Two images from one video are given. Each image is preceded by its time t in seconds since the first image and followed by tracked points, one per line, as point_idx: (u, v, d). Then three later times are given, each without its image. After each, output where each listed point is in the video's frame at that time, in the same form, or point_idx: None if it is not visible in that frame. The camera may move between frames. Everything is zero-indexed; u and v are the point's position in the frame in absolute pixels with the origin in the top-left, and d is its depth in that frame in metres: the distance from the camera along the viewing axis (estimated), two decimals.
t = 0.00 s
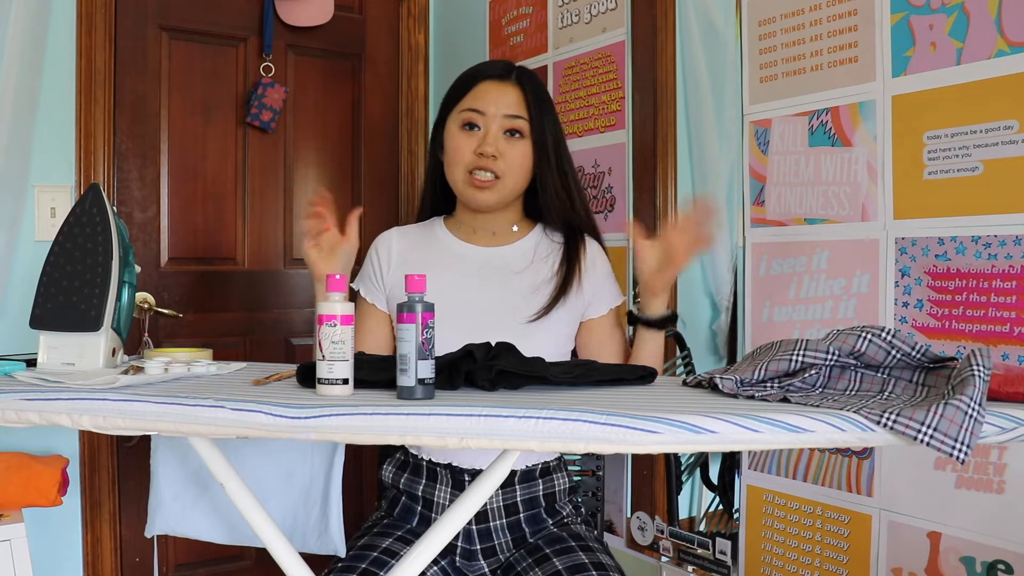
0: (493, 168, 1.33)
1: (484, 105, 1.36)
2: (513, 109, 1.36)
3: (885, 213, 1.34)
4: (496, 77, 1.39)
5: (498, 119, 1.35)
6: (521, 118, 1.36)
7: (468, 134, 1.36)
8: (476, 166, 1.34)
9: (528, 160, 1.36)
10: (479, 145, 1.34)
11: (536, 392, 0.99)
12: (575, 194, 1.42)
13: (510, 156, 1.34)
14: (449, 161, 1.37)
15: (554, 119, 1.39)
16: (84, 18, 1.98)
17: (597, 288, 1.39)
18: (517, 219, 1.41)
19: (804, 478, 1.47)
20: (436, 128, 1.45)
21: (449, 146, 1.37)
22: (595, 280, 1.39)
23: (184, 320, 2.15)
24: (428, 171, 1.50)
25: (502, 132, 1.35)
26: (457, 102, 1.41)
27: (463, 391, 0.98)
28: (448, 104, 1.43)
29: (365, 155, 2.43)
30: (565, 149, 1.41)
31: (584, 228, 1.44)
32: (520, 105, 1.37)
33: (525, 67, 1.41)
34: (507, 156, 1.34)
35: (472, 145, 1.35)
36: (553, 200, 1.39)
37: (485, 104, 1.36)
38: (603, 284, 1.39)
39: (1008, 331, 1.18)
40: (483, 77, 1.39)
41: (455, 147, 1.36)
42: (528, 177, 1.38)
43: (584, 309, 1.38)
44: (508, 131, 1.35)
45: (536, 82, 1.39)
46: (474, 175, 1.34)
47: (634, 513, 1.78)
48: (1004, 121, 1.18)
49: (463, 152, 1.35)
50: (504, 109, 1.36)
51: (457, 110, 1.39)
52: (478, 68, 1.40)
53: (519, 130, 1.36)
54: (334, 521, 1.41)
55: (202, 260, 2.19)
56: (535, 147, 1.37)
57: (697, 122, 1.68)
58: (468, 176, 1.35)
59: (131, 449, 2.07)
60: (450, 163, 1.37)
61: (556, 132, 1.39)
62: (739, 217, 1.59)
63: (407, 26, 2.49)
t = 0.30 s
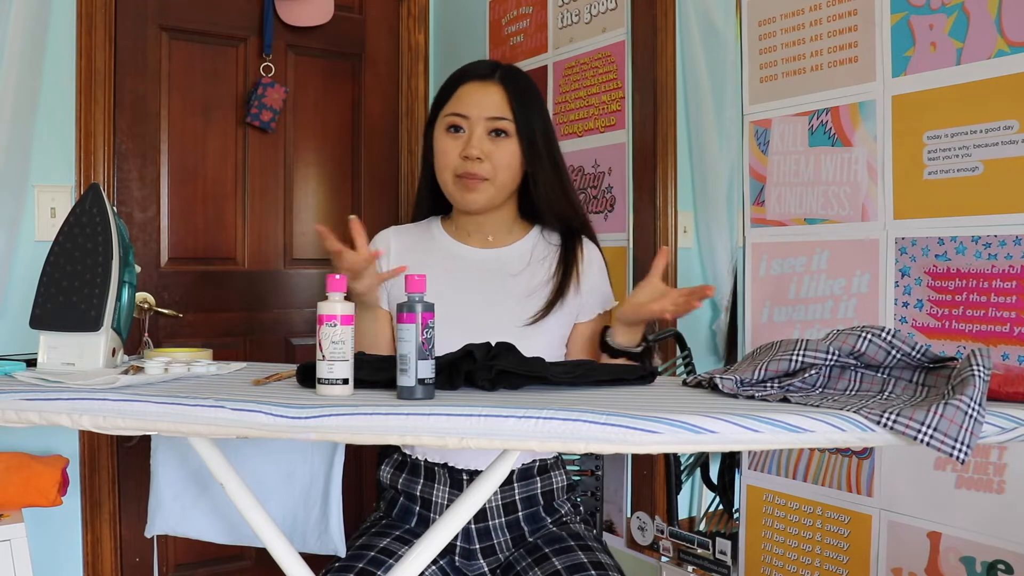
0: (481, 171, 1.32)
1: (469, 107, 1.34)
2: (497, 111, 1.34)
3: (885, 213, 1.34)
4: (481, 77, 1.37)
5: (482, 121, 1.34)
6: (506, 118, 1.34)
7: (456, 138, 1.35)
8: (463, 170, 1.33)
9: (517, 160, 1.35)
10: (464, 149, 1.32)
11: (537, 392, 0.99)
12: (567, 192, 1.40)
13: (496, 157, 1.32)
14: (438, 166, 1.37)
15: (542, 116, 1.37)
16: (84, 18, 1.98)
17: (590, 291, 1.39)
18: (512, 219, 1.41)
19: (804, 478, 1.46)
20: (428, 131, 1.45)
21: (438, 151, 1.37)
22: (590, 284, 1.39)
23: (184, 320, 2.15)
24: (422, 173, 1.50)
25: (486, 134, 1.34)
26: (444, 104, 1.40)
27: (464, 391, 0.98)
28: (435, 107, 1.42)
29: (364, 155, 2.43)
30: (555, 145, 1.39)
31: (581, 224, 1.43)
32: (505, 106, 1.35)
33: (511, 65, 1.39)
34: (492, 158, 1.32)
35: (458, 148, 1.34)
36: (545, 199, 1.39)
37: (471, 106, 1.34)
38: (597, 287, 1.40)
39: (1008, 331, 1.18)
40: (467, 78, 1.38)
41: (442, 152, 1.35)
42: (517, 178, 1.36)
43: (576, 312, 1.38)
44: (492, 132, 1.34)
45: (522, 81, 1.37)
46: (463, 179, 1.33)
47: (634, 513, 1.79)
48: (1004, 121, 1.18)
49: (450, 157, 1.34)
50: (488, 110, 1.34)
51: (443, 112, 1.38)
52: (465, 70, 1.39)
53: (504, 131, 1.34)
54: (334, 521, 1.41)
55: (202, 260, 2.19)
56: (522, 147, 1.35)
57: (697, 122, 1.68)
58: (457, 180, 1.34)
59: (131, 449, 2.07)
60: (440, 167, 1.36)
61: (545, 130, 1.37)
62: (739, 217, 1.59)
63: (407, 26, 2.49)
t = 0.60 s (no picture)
0: (474, 176, 1.33)
1: (460, 113, 1.35)
2: (489, 115, 1.35)
3: (885, 213, 1.34)
4: (473, 82, 1.37)
5: (474, 127, 1.35)
6: (498, 123, 1.35)
7: (448, 143, 1.37)
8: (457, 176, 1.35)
9: (512, 162, 1.35)
10: (457, 155, 1.34)
11: (537, 392, 0.99)
12: (565, 191, 1.40)
13: (490, 163, 1.34)
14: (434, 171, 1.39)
15: (536, 116, 1.37)
16: (84, 18, 1.98)
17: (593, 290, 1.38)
18: (510, 221, 1.41)
19: (804, 478, 1.46)
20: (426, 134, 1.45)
21: (433, 157, 1.39)
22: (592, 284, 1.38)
23: (184, 320, 2.15)
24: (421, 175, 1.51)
25: (479, 139, 1.34)
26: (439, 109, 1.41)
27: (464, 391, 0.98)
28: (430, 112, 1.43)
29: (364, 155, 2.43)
30: (550, 147, 1.39)
31: (583, 223, 1.42)
32: (498, 110, 1.35)
33: (504, 65, 1.39)
34: (485, 164, 1.33)
35: (452, 155, 1.36)
36: (544, 199, 1.38)
37: (462, 111, 1.35)
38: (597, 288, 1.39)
39: (1008, 331, 1.18)
40: (459, 82, 1.38)
41: (438, 158, 1.37)
42: (512, 181, 1.37)
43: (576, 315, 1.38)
44: (485, 137, 1.35)
45: (515, 84, 1.37)
46: (457, 184, 1.35)
47: (634, 513, 1.80)
48: (1004, 121, 1.19)
49: (444, 163, 1.36)
50: (480, 115, 1.35)
51: (437, 118, 1.40)
52: (457, 74, 1.39)
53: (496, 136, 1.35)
54: (334, 521, 1.41)
55: (202, 260, 2.19)
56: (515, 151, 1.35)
57: (697, 122, 1.68)
58: (452, 185, 1.36)
59: (131, 449, 2.07)
60: (435, 173, 1.39)
61: (540, 130, 1.37)
62: (739, 217, 1.59)
63: (407, 26, 2.49)
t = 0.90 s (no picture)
0: (483, 179, 1.33)
1: (469, 115, 1.34)
2: (499, 118, 1.34)
3: (885, 213, 1.34)
4: (482, 83, 1.37)
5: (483, 129, 1.34)
6: (508, 127, 1.34)
7: (457, 145, 1.35)
8: (466, 179, 1.33)
9: (519, 165, 1.35)
10: (466, 158, 1.33)
11: (537, 392, 0.99)
12: (568, 194, 1.40)
13: (499, 166, 1.33)
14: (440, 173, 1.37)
15: (542, 119, 1.37)
16: (84, 18, 1.98)
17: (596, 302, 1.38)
18: (514, 224, 1.40)
19: (804, 478, 1.46)
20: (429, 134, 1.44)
21: (439, 159, 1.37)
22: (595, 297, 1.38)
23: (184, 320, 2.15)
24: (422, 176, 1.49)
25: (488, 142, 1.34)
26: (444, 110, 1.40)
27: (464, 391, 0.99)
28: (436, 113, 1.42)
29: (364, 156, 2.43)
30: (556, 152, 1.39)
31: (582, 228, 1.42)
32: (507, 113, 1.35)
33: (511, 66, 1.39)
34: (495, 167, 1.33)
35: (460, 157, 1.34)
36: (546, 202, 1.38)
37: (470, 113, 1.34)
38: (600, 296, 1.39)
39: (1008, 331, 1.18)
40: (467, 83, 1.37)
41: (446, 159, 1.35)
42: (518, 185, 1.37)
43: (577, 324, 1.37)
44: (494, 141, 1.34)
45: (524, 87, 1.37)
46: (466, 187, 1.34)
47: (634, 513, 1.80)
48: (1004, 121, 1.19)
49: (453, 165, 1.34)
50: (489, 118, 1.34)
51: (444, 119, 1.38)
52: (465, 75, 1.38)
53: (506, 139, 1.34)
54: (334, 521, 1.40)
55: (202, 260, 2.19)
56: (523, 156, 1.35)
57: (697, 122, 1.68)
58: (460, 188, 1.35)
59: (131, 449, 2.07)
60: (442, 175, 1.37)
61: (546, 133, 1.37)
62: (739, 217, 1.59)
63: (407, 26, 2.49)
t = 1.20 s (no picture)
0: (483, 182, 1.33)
1: (468, 118, 1.34)
2: (498, 121, 1.35)
3: (885, 213, 1.34)
4: (481, 86, 1.37)
5: (483, 132, 1.34)
6: (507, 129, 1.35)
7: (456, 147, 1.35)
8: (466, 182, 1.33)
9: (517, 168, 1.36)
10: (466, 161, 1.33)
11: (537, 392, 0.99)
12: (563, 197, 1.40)
13: (498, 169, 1.34)
14: (439, 175, 1.37)
15: (540, 122, 1.38)
16: (84, 18, 1.98)
17: (591, 304, 1.37)
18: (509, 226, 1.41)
19: (804, 478, 1.46)
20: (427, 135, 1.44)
21: (438, 161, 1.37)
22: (590, 300, 1.37)
23: (184, 320, 2.15)
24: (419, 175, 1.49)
25: (487, 145, 1.34)
26: (443, 112, 1.40)
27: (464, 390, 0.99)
28: (434, 114, 1.42)
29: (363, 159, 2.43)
30: (554, 155, 1.40)
31: (577, 232, 1.43)
32: (506, 116, 1.35)
33: (510, 69, 1.39)
34: (494, 170, 1.33)
35: (460, 160, 1.34)
36: (542, 205, 1.39)
37: (470, 116, 1.34)
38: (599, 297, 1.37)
39: (1008, 331, 1.18)
40: (466, 85, 1.37)
41: (445, 161, 1.35)
42: (515, 188, 1.37)
43: (573, 328, 1.36)
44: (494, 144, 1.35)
45: (523, 90, 1.37)
46: (465, 190, 1.34)
47: (634, 513, 1.81)
48: (1004, 121, 1.19)
49: (452, 168, 1.34)
50: (489, 120, 1.34)
51: (443, 122, 1.37)
52: (464, 77, 1.38)
53: (505, 142, 1.35)
54: (334, 521, 1.40)
55: (203, 260, 2.19)
56: (522, 159, 1.36)
57: (697, 122, 1.68)
58: (459, 190, 1.35)
59: (131, 449, 2.07)
60: (440, 177, 1.37)
61: (544, 137, 1.38)
62: (739, 217, 1.58)
63: (407, 26, 2.49)
